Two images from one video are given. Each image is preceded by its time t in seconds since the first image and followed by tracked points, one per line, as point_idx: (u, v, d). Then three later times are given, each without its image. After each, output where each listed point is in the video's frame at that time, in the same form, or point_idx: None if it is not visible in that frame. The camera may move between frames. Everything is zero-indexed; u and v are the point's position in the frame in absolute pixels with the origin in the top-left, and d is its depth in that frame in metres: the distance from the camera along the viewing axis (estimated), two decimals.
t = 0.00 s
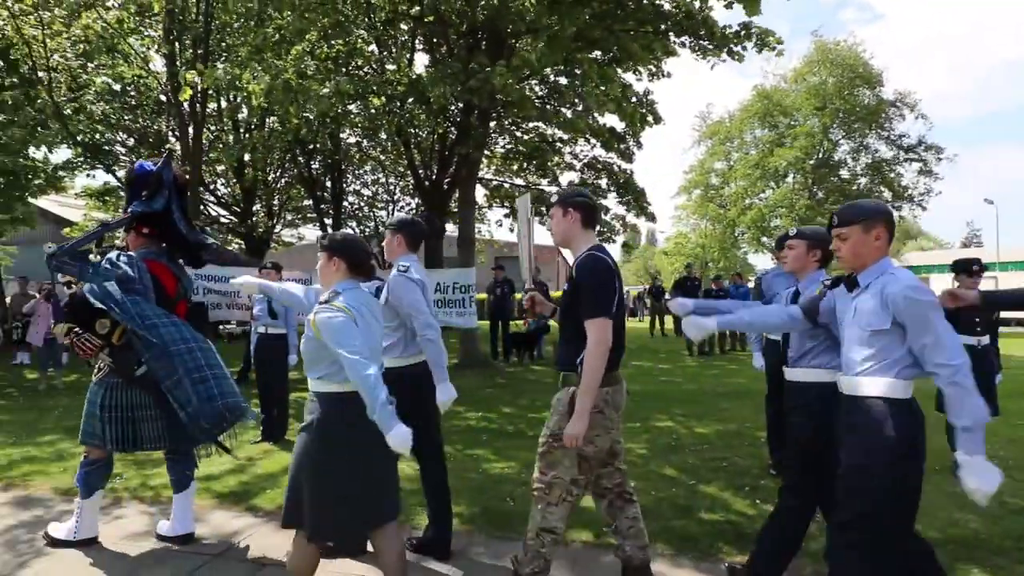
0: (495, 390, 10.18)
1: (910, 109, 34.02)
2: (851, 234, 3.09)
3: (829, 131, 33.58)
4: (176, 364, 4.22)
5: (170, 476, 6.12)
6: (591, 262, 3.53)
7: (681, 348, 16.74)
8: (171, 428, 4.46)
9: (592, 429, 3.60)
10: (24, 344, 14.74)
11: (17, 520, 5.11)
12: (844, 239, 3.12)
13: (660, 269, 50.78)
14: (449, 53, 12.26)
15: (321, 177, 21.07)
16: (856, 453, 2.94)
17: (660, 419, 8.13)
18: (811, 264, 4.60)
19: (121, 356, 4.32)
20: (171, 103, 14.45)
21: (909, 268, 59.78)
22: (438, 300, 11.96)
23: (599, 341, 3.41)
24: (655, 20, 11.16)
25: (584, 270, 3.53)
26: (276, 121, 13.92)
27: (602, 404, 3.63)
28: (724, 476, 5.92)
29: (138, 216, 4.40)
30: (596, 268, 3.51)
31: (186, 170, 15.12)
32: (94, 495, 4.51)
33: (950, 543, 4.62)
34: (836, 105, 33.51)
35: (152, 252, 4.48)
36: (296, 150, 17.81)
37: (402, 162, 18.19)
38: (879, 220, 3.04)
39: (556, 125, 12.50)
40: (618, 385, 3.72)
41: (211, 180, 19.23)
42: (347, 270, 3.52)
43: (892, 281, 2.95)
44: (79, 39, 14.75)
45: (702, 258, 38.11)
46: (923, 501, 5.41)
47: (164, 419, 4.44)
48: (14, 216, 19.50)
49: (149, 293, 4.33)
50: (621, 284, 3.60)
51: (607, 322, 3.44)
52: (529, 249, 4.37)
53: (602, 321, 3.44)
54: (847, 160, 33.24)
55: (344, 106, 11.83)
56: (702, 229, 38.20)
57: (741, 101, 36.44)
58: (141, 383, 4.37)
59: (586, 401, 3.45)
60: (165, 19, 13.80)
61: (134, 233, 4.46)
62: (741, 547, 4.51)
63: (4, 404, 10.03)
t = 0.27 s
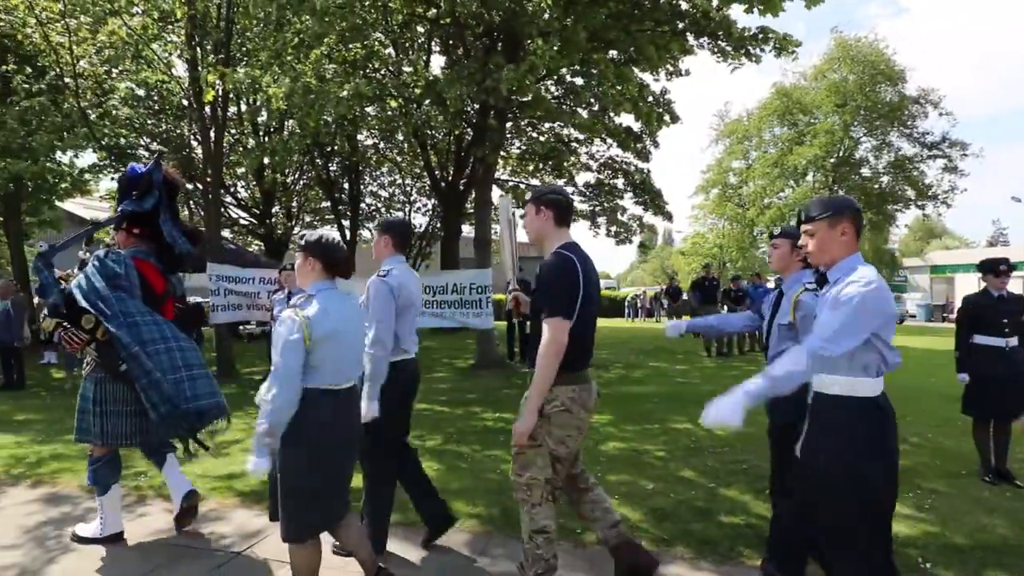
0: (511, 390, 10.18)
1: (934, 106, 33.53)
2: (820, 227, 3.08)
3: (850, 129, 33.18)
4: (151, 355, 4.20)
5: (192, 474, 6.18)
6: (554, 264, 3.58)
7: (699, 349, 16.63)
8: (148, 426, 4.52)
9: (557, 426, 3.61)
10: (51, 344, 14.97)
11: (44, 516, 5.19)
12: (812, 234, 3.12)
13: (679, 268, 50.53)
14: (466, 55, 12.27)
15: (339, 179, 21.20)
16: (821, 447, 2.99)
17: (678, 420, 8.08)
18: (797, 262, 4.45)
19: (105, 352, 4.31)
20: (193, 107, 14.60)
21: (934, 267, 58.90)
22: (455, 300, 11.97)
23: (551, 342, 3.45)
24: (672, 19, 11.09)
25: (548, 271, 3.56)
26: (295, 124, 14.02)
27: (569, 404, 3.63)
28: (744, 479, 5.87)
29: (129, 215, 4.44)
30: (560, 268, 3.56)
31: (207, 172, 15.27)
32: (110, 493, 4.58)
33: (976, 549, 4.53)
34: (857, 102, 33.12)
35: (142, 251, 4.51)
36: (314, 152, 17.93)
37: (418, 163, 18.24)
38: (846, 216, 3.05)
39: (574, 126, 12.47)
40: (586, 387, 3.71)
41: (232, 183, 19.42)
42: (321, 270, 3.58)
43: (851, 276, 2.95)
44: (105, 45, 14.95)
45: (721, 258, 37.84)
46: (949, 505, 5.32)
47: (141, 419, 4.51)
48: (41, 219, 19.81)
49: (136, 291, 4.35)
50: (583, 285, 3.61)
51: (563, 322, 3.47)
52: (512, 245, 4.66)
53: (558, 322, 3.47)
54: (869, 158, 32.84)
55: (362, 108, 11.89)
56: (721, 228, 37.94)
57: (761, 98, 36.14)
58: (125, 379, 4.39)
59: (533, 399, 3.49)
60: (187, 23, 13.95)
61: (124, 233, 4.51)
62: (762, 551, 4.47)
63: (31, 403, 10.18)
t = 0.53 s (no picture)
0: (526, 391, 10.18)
1: (955, 104, 33.13)
2: (782, 233, 3.29)
3: (868, 127, 32.84)
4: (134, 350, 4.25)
5: (211, 472, 6.23)
6: (524, 260, 3.60)
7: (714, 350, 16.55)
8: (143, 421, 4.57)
9: (542, 424, 3.66)
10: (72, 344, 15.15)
11: (66, 513, 5.24)
12: (776, 240, 3.33)
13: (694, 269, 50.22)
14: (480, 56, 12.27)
15: (353, 180, 21.30)
16: (796, 447, 3.02)
17: (694, 421, 8.03)
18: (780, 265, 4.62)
19: (101, 350, 4.41)
20: (211, 110, 14.73)
21: (956, 267, 58.11)
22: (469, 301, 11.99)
23: (512, 335, 3.44)
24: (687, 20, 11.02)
25: (516, 268, 3.58)
26: (311, 126, 14.10)
27: (553, 402, 3.67)
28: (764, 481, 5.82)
29: (121, 216, 4.52)
30: (528, 263, 3.60)
31: (225, 173, 15.39)
32: (128, 492, 4.63)
33: (999, 554, 4.47)
34: (876, 100, 32.79)
35: (135, 251, 4.56)
36: (329, 154, 18.03)
37: (433, 164, 18.29)
38: (807, 221, 3.23)
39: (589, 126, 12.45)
40: (568, 383, 3.73)
41: (248, 185, 19.56)
42: (302, 268, 3.60)
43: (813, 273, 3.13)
44: (125, 50, 15.11)
45: (736, 258, 37.64)
46: (972, 509, 5.25)
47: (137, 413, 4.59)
48: (62, 220, 20.05)
49: (128, 289, 4.38)
50: (556, 282, 3.63)
51: (528, 319, 3.48)
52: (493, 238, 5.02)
53: (521, 317, 3.49)
54: (888, 157, 32.50)
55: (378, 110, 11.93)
56: (736, 228, 37.74)
57: (777, 97, 35.88)
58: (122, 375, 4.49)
59: (484, 388, 3.43)
60: (206, 27, 14.08)
61: (119, 234, 4.59)
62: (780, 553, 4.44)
63: (52, 402, 10.31)
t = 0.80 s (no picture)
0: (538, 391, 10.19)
1: (974, 102, 32.68)
2: (750, 236, 3.34)
3: (885, 126, 32.49)
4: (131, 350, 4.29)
5: (227, 470, 6.27)
6: (505, 264, 3.68)
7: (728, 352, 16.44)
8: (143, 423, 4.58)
9: (529, 421, 3.73)
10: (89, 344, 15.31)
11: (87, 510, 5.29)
12: (746, 243, 3.37)
13: (706, 269, 49.98)
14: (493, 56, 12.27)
15: (367, 181, 21.39)
16: (771, 451, 3.11)
17: (709, 423, 7.99)
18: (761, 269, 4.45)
19: (103, 352, 4.48)
20: (228, 113, 14.84)
21: (975, 266, 57.38)
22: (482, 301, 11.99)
23: (497, 337, 3.57)
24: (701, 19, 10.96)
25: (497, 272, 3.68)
26: (325, 128, 14.17)
27: (538, 401, 3.75)
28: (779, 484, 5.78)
29: (119, 222, 4.58)
30: (507, 267, 3.68)
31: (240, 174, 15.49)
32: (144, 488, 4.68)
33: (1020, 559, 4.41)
34: (893, 98, 32.42)
35: (134, 257, 4.60)
36: (343, 155, 18.11)
37: (445, 165, 18.33)
38: (774, 225, 3.29)
39: (601, 126, 12.43)
40: (548, 382, 3.82)
41: (263, 186, 19.68)
42: (288, 272, 3.69)
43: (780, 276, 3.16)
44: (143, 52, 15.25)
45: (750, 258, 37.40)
46: (992, 514, 5.19)
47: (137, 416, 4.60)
48: (80, 221, 20.26)
49: (127, 295, 4.44)
50: (536, 286, 3.73)
51: (511, 321, 3.59)
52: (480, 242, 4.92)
53: (506, 318, 3.60)
54: (906, 155, 32.14)
55: (392, 111, 11.98)
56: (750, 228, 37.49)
57: (792, 95, 35.61)
58: (121, 377, 4.51)
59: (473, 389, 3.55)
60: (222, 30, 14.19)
61: (118, 241, 4.62)
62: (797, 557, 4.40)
63: (71, 400, 10.42)
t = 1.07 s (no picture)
0: (554, 391, 10.19)
1: (997, 98, 32.17)
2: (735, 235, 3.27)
3: (906, 123, 32.08)
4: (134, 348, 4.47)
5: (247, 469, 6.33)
6: (488, 263, 3.77)
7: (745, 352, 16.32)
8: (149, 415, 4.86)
9: (499, 415, 3.83)
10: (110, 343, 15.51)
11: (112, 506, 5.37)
12: (726, 242, 3.29)
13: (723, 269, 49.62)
14: (507, 57, 12.26)
15: (382, 182, 21.49)
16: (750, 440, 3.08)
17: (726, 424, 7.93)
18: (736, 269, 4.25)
19: (110, 348, 4.70)
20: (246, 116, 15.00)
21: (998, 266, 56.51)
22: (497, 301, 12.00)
23: (490, 333, 3.64)
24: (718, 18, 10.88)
25: (482, 272, 3.76)
26: (341, 130, 14.25)
27: (510, 395, 3.84)
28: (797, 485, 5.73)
29: (126, 224, 4.74)
30: (489, 266, 3.77)
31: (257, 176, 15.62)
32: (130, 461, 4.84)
33: None
34: (913, 95, 32.01)
35: (140, 257, 4.81)
36: (358, 157, 18.20)
37: (460, 166, 18.37)
38: (755, 223, 3.21)
39: (614, 126, 12.40)
40: (525, 378, 3.93)
41: (280, 187, 19.81)
42: (279, 272, 3.85)
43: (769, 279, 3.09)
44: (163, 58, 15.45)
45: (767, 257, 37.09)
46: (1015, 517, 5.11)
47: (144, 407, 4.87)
48: (102, 223, 20.53)
49: (133, 294, 4.64)
50: (518, 285, 3.80)
51: (500, 316, 3.68)
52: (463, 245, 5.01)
53: (496, 315, 3.67)
54: (927, 153, 31.71)
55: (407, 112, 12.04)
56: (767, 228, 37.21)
57: (810, 93, 35.32)
58: (128, 372, 4.77)
59: (477, 384, 3.66)
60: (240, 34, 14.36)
61: (124, 240, 4.80)
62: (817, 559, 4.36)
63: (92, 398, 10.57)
